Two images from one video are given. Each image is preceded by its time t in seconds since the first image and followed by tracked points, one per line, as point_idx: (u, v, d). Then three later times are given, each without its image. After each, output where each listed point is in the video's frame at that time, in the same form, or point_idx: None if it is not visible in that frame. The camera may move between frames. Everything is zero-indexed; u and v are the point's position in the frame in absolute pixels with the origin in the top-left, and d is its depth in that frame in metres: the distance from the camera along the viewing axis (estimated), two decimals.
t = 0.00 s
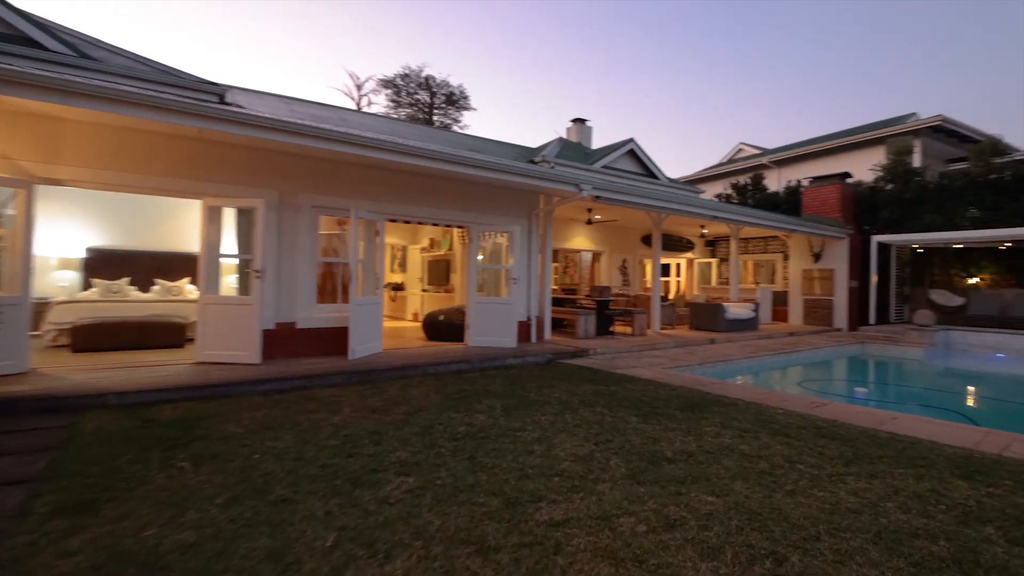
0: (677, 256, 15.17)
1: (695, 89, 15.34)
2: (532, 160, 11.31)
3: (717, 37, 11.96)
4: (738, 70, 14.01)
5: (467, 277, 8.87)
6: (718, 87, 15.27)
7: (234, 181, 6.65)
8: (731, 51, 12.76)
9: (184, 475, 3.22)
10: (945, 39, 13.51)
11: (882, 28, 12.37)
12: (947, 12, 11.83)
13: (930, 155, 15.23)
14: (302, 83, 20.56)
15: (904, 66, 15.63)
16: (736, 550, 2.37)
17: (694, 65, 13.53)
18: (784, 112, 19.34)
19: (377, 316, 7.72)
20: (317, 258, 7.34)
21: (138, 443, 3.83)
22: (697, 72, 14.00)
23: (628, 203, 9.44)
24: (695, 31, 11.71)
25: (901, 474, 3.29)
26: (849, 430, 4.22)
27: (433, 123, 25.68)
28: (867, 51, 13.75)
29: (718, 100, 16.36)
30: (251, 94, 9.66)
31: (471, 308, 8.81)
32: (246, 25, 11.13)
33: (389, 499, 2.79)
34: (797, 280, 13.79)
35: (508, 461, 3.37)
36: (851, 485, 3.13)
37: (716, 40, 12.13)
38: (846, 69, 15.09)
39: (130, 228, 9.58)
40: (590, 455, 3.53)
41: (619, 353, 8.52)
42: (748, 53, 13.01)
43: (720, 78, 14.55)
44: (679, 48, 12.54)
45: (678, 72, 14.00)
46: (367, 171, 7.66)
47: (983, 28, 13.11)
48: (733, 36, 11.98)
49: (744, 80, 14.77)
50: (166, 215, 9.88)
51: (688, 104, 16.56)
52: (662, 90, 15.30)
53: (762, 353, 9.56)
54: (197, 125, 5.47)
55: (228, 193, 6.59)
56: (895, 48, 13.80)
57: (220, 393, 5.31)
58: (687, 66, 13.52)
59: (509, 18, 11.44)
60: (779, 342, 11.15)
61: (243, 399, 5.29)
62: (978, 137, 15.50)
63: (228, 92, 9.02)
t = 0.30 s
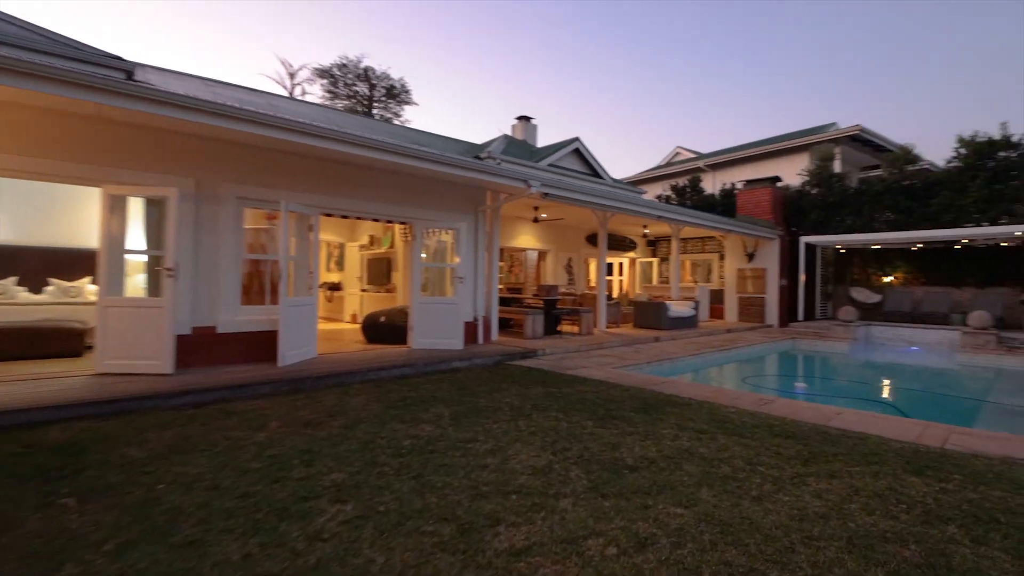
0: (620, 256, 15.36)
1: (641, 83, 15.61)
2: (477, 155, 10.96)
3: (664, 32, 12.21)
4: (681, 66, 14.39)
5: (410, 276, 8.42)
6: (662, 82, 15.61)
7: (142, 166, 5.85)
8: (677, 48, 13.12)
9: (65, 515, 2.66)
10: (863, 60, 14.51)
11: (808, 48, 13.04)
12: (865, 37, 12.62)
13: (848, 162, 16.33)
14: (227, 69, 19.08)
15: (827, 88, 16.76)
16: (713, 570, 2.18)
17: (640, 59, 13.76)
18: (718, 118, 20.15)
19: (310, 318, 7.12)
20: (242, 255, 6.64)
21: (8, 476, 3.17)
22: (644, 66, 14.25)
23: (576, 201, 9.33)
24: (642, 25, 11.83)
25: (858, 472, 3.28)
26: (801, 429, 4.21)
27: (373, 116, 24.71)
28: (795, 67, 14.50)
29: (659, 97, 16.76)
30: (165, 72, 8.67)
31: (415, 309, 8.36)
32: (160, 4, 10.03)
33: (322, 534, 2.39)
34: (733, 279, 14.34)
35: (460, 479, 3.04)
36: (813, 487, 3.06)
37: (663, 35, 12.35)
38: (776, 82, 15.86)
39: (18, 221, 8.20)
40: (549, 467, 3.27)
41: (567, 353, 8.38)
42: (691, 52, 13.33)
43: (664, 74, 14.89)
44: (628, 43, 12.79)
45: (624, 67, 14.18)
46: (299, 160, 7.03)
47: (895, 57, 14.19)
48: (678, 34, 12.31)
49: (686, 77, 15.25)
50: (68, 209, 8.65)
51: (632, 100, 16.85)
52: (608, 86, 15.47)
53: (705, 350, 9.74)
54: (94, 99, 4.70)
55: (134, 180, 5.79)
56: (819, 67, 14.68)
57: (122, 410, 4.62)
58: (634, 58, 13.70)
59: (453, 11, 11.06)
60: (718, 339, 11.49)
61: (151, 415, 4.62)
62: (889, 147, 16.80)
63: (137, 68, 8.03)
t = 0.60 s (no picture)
0: (574, 256, 15.37)
1: (594, 87, 15.68)
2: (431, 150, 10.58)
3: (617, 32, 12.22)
4: (633, 70, 14.53)
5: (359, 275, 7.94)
6: (616, 86, 15.73)
7: (48, 151, 5.14)
8: (631, 48, 13.18)
9: None
10: (801, 80, 15.11)
11: (753, 58, 13.47)
12: (805, 56, 13.18)
13: (788, 168, 17.10)
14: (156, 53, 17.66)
15: (769, 102, 17.48)
16: None
17: (595, 60, 13.74)
18: (666, 124, 20.65)
19: (248, 321, 6.54)
20: (168, 252, 6.01)
21: None
22: (597, 68, 14.24)
23: (534, 199, 9.14)
24: (596, 24, 11.77)
25: (827, 473, 3.23)
26: (765, 428, 4.16)
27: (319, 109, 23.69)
28: (741, 75, 14.97)
29: (612, 101, 16.90)
30: (80, 48, 7.77)
31: (364, 310, 7.89)
32: None
33: None
34: (683, 279, 14.65)
35: (418, 499, 2.73)
36: (786, 491, 2.97)
37: (616, 36, 12.43)
38: (722, 89, 16.38)
39: None
40: (515, 480, 3.01)
41: (524, 354, 8.16)
42: (644, 54, 13.43)
43: (618, 77, 14.98)
44: (581, 43, 12.64)
45: (578, 68, 14.13)
46: (235, 148, 6.43)
47: (831, 80, 14.90)
48: (633, 34, 12.32)
49: (638, 80, 15.42)
50: None
51: (585, 103, 16.94)
52: (563, 86, 15.44)
53: (660, 349, 9.80)
54: None
55: (38, 166, 5.07)
56: (763, 78, 15.23)
57: (18, 430, 3.98)
58: (589, 60, 13.65)
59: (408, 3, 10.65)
60: (671, 337, 11.66)
61: (54, 434, 4.01)
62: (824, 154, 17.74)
63: (46, 41, 7.13)
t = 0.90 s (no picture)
0: (535, 255, 15.24)
1: (555, 83, 15.63)
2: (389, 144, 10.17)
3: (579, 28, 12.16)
4: (594, 68, 14.57)
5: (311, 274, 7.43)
6: (577, 83, 15.74)
7: None
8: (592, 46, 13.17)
9: None
10: (752, 84, 15.60)
11: (711, 60, 13.75)
12: (758, 60, 13.58)
13: (740, 172, 17.62)
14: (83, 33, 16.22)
15: (723, 107, 17.96)
16: None
17: (557, 57, 13.65)
18: (625, 126, 20.91)
19: (186, 324, 5.97)
20: (92, 248, 5.35)
21: None
22: (559, 65, 14.15)
23: (497, 195, 8.90)
24: (559, 19, 11.66)
25: (809, 476, 3.15)
26: (739, 429, 4.07)
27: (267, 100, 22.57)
28: (697, 78, 15.29)
29: (572, 97, 16.92)
30: None
31: (317, 311, 7.39)
32: None
33: None
34: (642, 278, 14.78)
35: (381, 525, 2.41)
36: (772, 498, 2.84)
37: (578, 33, 12.40)
38: (679, 92, 16.70)
39: None
40: (488, 497, 2.74)
41: (487, 356, 7.89)
42: (605, 51, 13.47)
43: (578, 74, 14.97)
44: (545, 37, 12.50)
45: (539, 62, 14.00)
46: (173, 134, 5.83)
47: (781, 85, 15.47)
48: (595, 30, 12.32)
49: (598, 79, 15.48)
50: None
51: (545, 98, 16.88)
52: (524, 81, 15.30)
53: (623, 349, 9.76)
54: None
55: None
56: (717, 82, 15.63)
57: None
58: (551, 55, 13.56)
59: None
60: (633, 337, 11.70)
61: None
62: (773, 159, 18.41)
63: None
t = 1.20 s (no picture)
0: (503, 254, 15.01)
1: (524, 86, 15.36)
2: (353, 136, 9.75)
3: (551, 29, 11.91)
4: (564, 71, 14.39)
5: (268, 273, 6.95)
6: (546, 86, 15.53)
7: None
8: (564, 47, 12.96)
9: None
10: (718, 89, 15.77)
11: (679, 62, 13.81)
12: (725, 67, 13.73)
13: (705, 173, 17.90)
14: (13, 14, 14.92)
15: (688, 109, 18.19)
16: None
17: (526, 57, 13.39)
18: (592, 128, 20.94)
19: (126, 328, 5.42)
20: (14, 244, 4.77)
21: None
22: (529, 65, 13.89)
23: (467, 191, 8.63)
24: (531, 21, 11.43)
25: (801, 481, 3.03)
26: (723, 431, 3.93)
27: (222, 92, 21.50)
28: (665, 81, 15.35)
29: (542, 101, 16.70)
30: None
31: (274, 313, 6.92)
32: None
33: None
34: (610, 278, 14.77)
35: (347, 558, 2.11)
36: (768, 507, 2.68)
37: (550, 35, 12.17)
38: (647, 95, 16.76)
39: None
40: (468, 518, 2.48)
41: (457, 359, 7.59)
42: (576, 53, 13.28)
43: (548, 75, 14.77)
44: (515, 37, 12.19)
45: (510, 64, 13.69)
46: (109, 117, 5.27)
47: (746, 91, 15.70)
48: (568, 32, 12.09)
49: (569, 82, 15.31)
50: None
51: (514, 103, 16.59)
52: (493, 84, 14.97)
53: (595, 349, 9.62)
54: None
55: None
56: (684, 86, 15.74)
57: None
58: (521, 56, 13.26)
59: None
60: (603, 336, 11.63)
61: None
62: (735, 161, 18.80)
63: None
